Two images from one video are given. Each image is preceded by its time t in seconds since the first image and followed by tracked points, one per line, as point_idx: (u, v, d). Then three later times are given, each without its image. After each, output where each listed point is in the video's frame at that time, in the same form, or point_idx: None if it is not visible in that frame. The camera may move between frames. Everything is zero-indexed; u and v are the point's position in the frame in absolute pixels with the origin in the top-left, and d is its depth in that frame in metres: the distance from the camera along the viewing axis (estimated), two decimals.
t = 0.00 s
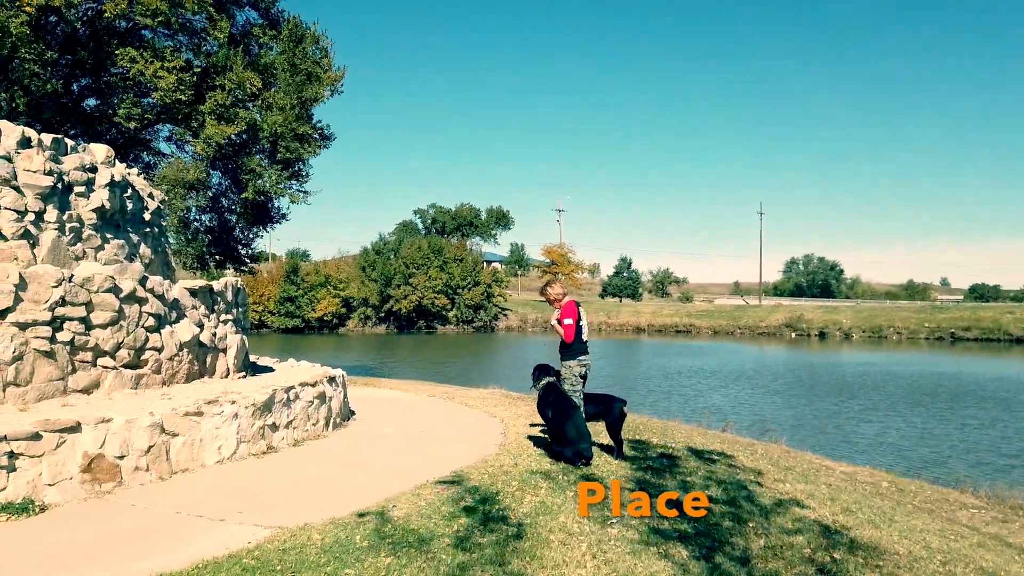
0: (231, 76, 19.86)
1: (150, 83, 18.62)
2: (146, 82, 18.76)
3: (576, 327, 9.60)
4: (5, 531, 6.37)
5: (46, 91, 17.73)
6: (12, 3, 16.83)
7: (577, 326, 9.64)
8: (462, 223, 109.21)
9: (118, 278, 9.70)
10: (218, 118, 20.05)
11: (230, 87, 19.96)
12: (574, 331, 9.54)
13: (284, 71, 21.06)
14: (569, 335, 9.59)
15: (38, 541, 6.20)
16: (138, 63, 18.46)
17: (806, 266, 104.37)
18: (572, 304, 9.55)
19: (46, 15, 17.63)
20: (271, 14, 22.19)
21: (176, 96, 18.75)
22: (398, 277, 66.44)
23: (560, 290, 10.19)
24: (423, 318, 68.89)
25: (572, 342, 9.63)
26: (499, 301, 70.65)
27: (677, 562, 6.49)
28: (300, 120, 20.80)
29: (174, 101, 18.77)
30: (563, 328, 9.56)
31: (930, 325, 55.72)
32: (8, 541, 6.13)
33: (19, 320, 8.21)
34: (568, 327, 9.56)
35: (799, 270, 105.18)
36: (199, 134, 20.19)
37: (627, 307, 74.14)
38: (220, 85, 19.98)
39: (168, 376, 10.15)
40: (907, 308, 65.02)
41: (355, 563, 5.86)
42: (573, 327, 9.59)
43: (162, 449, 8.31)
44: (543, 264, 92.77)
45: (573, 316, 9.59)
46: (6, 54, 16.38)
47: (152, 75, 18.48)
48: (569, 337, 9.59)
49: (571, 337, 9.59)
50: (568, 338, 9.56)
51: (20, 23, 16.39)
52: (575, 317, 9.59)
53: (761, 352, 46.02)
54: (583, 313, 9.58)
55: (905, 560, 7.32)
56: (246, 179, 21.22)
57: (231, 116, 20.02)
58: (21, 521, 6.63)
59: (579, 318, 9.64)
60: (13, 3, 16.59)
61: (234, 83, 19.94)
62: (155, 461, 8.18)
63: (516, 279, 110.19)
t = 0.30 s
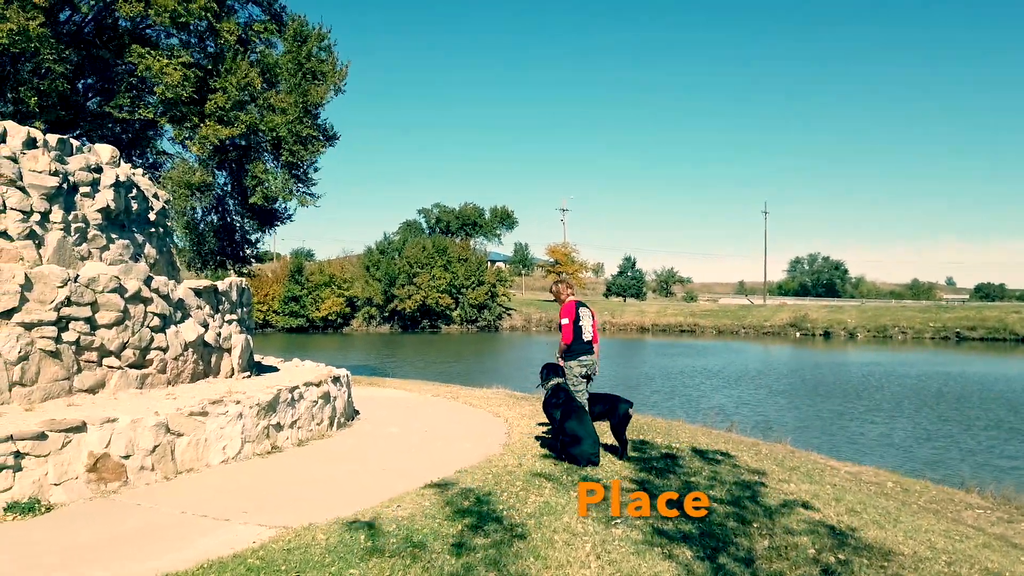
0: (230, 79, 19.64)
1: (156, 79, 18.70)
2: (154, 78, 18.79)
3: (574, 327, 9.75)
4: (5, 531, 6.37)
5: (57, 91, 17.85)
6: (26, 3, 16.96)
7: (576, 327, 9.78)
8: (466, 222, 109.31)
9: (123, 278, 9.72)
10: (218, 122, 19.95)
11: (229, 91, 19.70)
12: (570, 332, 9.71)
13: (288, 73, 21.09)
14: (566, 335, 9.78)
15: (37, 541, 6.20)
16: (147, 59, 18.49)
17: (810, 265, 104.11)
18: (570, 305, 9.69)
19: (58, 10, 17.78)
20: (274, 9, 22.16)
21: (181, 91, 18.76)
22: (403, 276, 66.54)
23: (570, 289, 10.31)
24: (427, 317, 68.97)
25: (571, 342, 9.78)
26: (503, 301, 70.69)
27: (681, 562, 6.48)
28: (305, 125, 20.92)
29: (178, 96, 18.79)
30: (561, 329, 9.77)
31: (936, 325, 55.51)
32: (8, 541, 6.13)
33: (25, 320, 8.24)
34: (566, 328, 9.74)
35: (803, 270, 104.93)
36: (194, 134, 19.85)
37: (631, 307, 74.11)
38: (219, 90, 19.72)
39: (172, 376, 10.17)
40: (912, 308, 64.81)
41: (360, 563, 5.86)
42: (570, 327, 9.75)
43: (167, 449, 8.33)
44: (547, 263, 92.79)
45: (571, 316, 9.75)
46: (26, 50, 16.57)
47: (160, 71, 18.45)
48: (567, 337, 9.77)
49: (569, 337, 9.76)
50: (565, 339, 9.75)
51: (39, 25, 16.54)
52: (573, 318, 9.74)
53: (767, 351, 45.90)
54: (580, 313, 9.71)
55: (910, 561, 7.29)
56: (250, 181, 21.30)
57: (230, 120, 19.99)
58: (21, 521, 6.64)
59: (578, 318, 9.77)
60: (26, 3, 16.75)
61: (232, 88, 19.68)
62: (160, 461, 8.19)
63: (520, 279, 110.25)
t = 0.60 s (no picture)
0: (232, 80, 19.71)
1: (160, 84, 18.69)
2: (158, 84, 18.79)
3: (573, 327, 9.73)
4: (5, 532, 6.37)
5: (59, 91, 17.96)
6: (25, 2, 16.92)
7: (575, 326, 9.75)
8: (470, 222, 109.41)
9: (129, 278, 9.75)
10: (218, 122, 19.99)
11: (230, 90, 19.84)
12: (568, 331, 9.68)
13: (293, 69, 21.14)
14: (564, 335, 9.73)
15: (38, 541, 6.20)
16: (150, 65, 18.52)
17: (815, 265, 103.84)
18: (568, 305, 9.68)
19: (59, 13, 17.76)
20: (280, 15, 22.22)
21: (183, 97, 18.78)
22: (406, 276, 66.61)
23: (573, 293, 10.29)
24: (431, 317, 69.06)
25: (571, 342, 9.73)
26: (507, 300, 70.69)
27: (685, 563, 6.48)
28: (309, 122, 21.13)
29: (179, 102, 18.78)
30: (560, 329, 9.77)
31: (940, 325, 55.34)
32: (9, 542, 6.13)
33: (31, 321, 8.28)
34: (565, 327, 9.73)
35: (807, 269, 104.77)
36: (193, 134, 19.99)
37: (634, 307, 74.06)
38: (220, 90, 19.84)
39: (177, 376, 10.20)
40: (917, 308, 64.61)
41: (365, 563, 5.87)
42: (569, 327, 9.73)
43: (173, 449, 8.35)
44: (551, 263, 92.81)
45: (570, 316, 9.75)
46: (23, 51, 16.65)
47: (163, 77, 18.50)
48: (566, 337, 9.72)
49: (567, 337, 9.71)
50: (564, 338, 9.71)
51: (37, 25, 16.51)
52: (572, 318, 9.73)
53: (771, 351, 45.78)
54: (579, 313, 9.69)
55: (915, 562, 7.27)
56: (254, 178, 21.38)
57: (231, 119, 19.94)
58: (23, 521, 6.65)
59: (577, 319, 9.75)
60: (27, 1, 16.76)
61: (233, 86, 19.79)
62: (165, 461, 8.22)
63: (524, 279, 110.29)
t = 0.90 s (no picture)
0: (240, 75, 19.82)
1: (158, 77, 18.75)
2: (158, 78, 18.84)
3: (573, 324, 9.82)
4: (4, 531, 6.32)
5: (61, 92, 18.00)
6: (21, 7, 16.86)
7: (574, 324, 9.83)
8: (474, 221, 109.41)
9: (134, 277, 9.77)
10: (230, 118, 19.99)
11: (238, 87, 19.93)
12: (566, 328, 9.80)
13: (298, 70, 21.08)
14: (564, 333, 9.85)
15: (37, 541, 6.16)
16: (149, 59, 18.51)
17: (819, 264, 103.54)
18: (567, 303, 9.79)
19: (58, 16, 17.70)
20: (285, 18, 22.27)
21: (182, 91, 18.64)
22: (410, 276, 66.62)
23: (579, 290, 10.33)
24: (434, 317, 69.07)
25: (571, 339, 9.84)
26: (510, 300, 70.66)
27: (689, 561, 6.46)
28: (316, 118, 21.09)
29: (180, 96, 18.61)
30: (560, 327, 9.91)
31: (945, 324, 55.16)
32: (9, 541, 6.09)
33: (37, 320, 8.31)
34: (565, 324, 9.84)
35: (811, 269, 104.51)
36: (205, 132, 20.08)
37: (638, 306, 73.97)
38: (230, 84, 19.95)
39: (183, 374, 10.22)
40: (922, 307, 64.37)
41: (369, 561, 5.88)
42: (569, 324, 9.83)
43: (178, 447, 8.38)
44: (555, 263, 92.77)
45: (571, 314, 9.85)
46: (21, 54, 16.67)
47: (162, 71, 18.43)
48: (566, 335, 9.84)
49: (566, 335, 9.83)
50: (563, 335, 9.84)
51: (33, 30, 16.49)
52: (572, 315, 9.83)
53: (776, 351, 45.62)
54: (578, 311, 9.78)
55: (921, 560, 7.24)
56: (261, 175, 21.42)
57: (242, 115, 20.00)
58: (24, 521, 6.62)
59: (577, 316, 9.83)
60: (28, 4, 16.73)
61: (241, 82, 19.88)
62: (171, 459, 8.24)
63: (527, 279, 110.27)
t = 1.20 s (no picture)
0: (250, 80, 19.81)
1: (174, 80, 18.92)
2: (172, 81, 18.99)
3: (574, 324, 9.82)
4: (4, 531, 6.30)
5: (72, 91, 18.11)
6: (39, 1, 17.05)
7: (575, 324, 9.84)
8: (479, 221, 109.46)
9: (141, 276, 9.80)
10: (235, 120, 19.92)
11: (247, 90, 19.87)
12: (566, 329, 9.83)
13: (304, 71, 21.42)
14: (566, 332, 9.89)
15: (37, 541, 6.13)
16: (163, 61, 18.73)
17: (825, 264, 103.18)
18: (567, 303, 9.79)
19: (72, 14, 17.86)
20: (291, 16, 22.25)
21: (199, 94, 18.94)
22: (415, 275, 66.67)
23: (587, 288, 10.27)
24: (439, 317, 69.11)
25: (572, 339, 9.86)
26: (515, 300, 70.66)
27: (694, 561, 6.45)
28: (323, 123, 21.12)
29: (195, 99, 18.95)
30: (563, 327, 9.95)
31: (952, 324, 54.95)
32: (9, 541, 6.07)
33: (44, 319, 8.34)
34: (567, 325, 9.87)
35: (817, 269, 104.19)
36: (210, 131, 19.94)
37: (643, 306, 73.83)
38: (237, 86, 19.88)
39: (189, 374, 10.24)
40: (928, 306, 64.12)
41: (375, 560, 5.88)
42: (570, 324, 9.86)
43: (185, 446, 8.40)
44: (559, 263, 92.72)
45: (572, 314, 9.84)
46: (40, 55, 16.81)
47: (178, 75, 18.65)
48: (567, 335, 9.87)
49: (568, 334, 9.87)
50: (564, 335, 9.89)
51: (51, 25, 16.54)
52: (574, 316, 9.83)
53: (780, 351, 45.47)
54: (579, 311, 9.75)
55: (927, 561, 7.21)
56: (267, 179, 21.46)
57: (247, 117, 19.97)
58: (27, 520, 6.61)
59: (579, 316, 9.80)
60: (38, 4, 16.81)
61: (252, 87, 19.84)
62: (177, 458, 8.26)
63: (532, 279, 110.23)
